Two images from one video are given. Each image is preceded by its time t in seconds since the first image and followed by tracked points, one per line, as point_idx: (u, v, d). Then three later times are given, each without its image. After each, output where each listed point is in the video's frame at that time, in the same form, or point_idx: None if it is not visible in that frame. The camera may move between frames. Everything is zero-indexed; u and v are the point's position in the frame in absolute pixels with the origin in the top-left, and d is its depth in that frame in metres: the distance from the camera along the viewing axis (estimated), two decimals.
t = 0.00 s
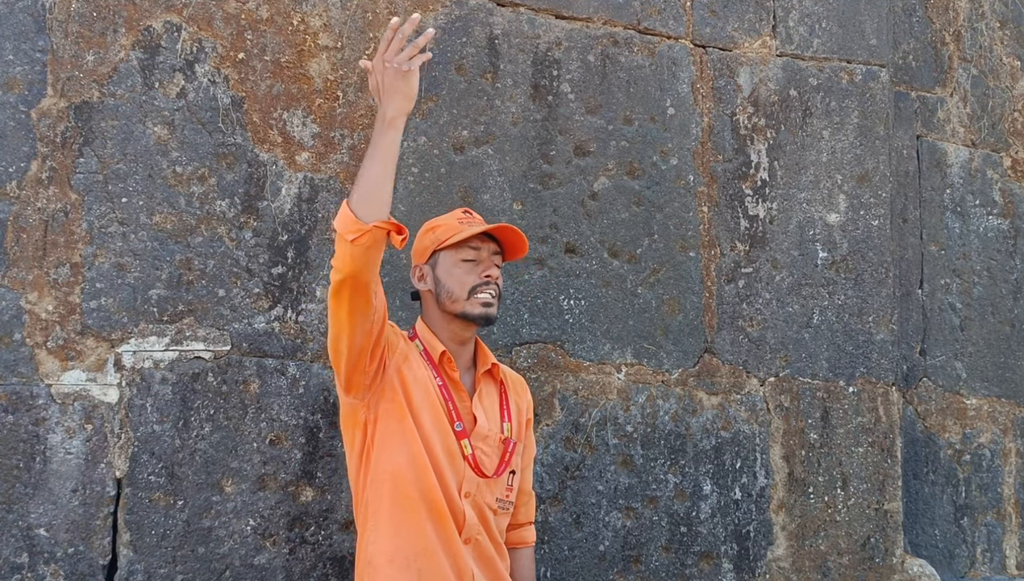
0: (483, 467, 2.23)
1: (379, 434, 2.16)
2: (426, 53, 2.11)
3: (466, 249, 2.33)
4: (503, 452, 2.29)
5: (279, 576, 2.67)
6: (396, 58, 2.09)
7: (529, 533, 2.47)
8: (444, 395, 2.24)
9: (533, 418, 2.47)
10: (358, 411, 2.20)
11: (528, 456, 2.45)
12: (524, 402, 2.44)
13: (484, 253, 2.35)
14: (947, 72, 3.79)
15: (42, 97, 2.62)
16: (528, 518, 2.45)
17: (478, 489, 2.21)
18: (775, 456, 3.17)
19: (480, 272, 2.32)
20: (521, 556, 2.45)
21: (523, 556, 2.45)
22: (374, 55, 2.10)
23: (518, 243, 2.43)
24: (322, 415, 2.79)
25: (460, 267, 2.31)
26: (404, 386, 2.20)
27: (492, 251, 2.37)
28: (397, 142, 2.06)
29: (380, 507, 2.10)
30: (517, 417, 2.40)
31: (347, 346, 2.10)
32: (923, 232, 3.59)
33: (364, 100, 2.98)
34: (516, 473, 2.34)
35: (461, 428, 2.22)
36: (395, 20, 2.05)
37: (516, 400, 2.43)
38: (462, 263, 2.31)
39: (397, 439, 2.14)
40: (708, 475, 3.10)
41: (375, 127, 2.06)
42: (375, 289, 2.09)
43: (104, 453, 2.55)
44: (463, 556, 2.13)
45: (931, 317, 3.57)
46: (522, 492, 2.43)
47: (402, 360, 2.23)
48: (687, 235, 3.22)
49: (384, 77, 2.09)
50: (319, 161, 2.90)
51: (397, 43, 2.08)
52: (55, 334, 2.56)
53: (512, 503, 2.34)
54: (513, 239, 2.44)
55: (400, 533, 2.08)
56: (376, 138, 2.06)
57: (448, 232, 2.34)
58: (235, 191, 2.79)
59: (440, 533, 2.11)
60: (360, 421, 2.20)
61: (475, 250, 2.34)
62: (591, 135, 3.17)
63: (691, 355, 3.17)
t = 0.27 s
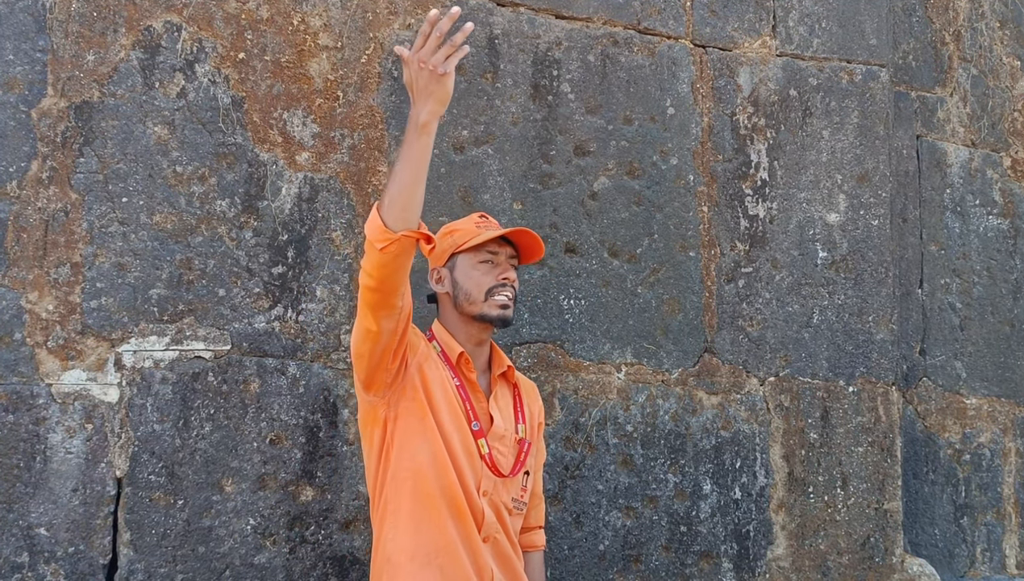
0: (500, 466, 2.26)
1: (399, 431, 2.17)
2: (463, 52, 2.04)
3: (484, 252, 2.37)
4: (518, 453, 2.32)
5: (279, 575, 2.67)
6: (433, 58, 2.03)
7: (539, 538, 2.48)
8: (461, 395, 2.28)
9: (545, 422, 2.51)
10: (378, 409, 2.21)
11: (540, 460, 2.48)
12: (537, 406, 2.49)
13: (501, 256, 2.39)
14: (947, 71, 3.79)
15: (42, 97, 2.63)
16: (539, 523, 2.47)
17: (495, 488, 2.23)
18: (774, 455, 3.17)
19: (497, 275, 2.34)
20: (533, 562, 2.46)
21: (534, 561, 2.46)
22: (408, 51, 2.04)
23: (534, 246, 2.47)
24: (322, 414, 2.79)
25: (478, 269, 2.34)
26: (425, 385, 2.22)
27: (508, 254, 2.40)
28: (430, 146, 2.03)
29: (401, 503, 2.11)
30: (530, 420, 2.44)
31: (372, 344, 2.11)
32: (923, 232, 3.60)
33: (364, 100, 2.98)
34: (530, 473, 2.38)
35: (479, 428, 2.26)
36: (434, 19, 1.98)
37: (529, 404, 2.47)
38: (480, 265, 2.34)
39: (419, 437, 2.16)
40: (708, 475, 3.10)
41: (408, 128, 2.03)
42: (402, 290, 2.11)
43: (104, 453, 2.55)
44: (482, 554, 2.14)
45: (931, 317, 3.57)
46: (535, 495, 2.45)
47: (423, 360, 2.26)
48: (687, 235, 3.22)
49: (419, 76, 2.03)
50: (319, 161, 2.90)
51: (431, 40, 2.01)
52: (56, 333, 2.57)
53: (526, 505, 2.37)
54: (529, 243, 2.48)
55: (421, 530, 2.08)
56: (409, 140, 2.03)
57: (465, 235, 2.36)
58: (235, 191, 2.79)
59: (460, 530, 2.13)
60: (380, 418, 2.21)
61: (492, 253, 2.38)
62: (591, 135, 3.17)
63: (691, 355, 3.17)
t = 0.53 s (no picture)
0: (514, 466, 2.34)
1: (418, 431, 2.25)
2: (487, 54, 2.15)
3: (497, 254, 2.44)
4: (531, 452, 2.41)
5: (278, 575, 2.67)
6: (459, 59, 2.13)
7: (549, 540, 2.55)
8: (477, 395, 2.36)
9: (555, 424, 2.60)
10: (396, 408, 2.28)
11: (551, 461, 2.56)
12: (548, 408, 2.57)
13: (514, 258, 2.46)
14: (947, 71, 3.79)
15: (41, 97, 2.63)
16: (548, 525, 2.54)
17: (509, 487, 2.31)
18: (774, 456, 3.17)
19: (510, 276, 2.42)
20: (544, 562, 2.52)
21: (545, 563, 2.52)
22: (436, 52, 2.15)
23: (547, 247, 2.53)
24: (321, 415, 2.79)
25: (492, 271, 2.42)
26: (442, 385, 2.29)
27: (520, 255, 2.48)
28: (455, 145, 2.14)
29: (419, 501, 2.19)
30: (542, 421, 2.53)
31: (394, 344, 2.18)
32: (922, 232, 3.60)
33: (364, 100, 2.98)
34: (543, 474, 2.46)
35: (495, 427, 2.34)
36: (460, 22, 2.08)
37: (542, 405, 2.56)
38: (493, 267, 2.42)
39: (436, 437, 2.23)
40: (707, 475, 3.10)
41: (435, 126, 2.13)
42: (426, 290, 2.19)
43: (104, 453, 2.55)
44: (497, 551, 2.22)
45: (930, 317, 3.57)
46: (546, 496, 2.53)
47: (441, 360, 2.34)
48: (686, 235, 3.22)
49: (446, 75, 2.13)
50: (319, 161, 2.90)
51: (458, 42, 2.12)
52: (55, 333, 2.57)
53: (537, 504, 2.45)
54: (542, 244, 2.54)
55: (439, 527, 2.16)
56: (435, 138, 2.13)
57: (478, 239, 2.45)
58: (235, 191, 2.80)
59: (476, 527, 2.21)
60: (398, 418, 2.28)
61: (505, 255, 2.45)
62: (591, 135, 3.17)
63: (691, 355, 3.17)
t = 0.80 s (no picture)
0: (523, 468, 2.34)
1: (428, 431, 2.25)
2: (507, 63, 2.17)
3: (508, 258, 2.48)
4: (539, 455, 2.42)
5: (276, 576, 2.66)
6: (479, 66, 2.15)
7: (554, 543, 2.55)
8: (487, 397, 2.37)
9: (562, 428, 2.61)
10: (406, 409, 2.28)
11: (557, 464, 2.57)
12: (554, 413, 2.59)
13: (524, 262, 2.51)
14: (946, 72, 3.79)
15: (39, 98, 2.63)
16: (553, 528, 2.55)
17: (518, 488, 2.32)
18: (772, 457, 3.17)
19: (521, 280, 2.46)
20: (551, 566, 2.53)
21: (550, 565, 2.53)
22: (456, 59, 2.16)
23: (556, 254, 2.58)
24: (319, 416, 2.79)
25: (503, 274, 2.45)
26: (453, 386, 2.30)
27: (531, 261, 2.53)
28: (473, 150, 2.14)
29: (430, 501, 2.19)
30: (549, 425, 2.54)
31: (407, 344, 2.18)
32: (920, 232, 3.59)
33: (362, 101, 2.98)
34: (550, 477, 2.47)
35: (504, 429, 2.35)
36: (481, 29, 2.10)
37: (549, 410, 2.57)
38: (504, 270, 2.46)
39: (447, 437, 2.24)
40: (706, 476, 3.10)
41: (453, 131, 2.14)
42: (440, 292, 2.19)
43: (101, 454, 2.55)
44: (506, 552, 2.22)
45: (929, 318, 3.57)
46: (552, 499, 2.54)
47: (452, 361, 2.34)
48: (685, 236, 3.22)
49: (466, 82, 2.15)
50: (317, 162, 2.90)
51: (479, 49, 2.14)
52: (52, 334, 2.56)
53: (545, 506, 2.46)
54: (551, 252, 2.60)
55: (449, 527, 2.17)
56: (453, 143, 2.13)
57: (490, 243, 2.50)
58: (232, 192, 2.79)
59: (486, 528, 2.21)
60: (408, 418, 2.28)
61: (516, 259, 2.49)
62: (589, 136, 3.17)
63: (689, 356, 3.17)
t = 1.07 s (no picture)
0: (528, 468, 2.34)
1: (433, 433, 2.25)
2: (515, 70, 2.16)
3: (511, 260, 2.48)
4: (544, 456, 2.41)
5: (273, 577, 2.66)
6: (488, 73, 2.14)
7: (559, 543, 2.55)
8: (491, 398, 2.36)
9: (567, 429, 2.60)
10: (411, 410, 2.28)
11: (563, 465, 2.56)
12: (560, 414, 2.58)
13: (528, 265, 2.50)
14: (944, 72, 3.78)
15: (36, 98, 2.62)
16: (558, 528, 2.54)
17: (523, 489, 2.31)
18: (770, 456, 3.17)
19: (524, 281, 2.45)
20: (555, 566, 2.53)
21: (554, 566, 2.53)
22: (465, 66, 2.15)
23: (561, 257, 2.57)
24: (316, 416, 2.78)
25: (506, 276, 2.45)
26: (458, 388, 2.29)
27: (534, 263, 2.52)
28: (479, 157, 2.13)
29: (435, 502, 2.18)
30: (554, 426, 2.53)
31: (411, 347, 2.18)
32: (919, 232, 3.59)
33: (359, 100, 2.98)
34: (555, 478, 2.47)
35: (508, 430, 2.34)
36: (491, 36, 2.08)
37: (554, 410, 2.56)
38: (507, 272, 2.45)
39: (452, 438, 2.23)
40: (704, 476, 3.09)
41: (460, 138, 2.13)
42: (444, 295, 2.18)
43: (98, 454, 2.55)
44: (511, 553, 2.22)
45: (927, 318, 3.56)
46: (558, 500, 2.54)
47: (456, 363, 2.33)
48: (682, 236, 3.21)
49: (474, 89, 2.14)
50: (314, 162, 2.89)
51: (487, 56, 2.13)
52: (49, 334, 2.56)
53: (550, 507, 2.45)
54: (555, 256, 2.59)
55: (454, 528, 2.16)
56: (460, 149, 2.13)
57: (495, 244, 2.49)
58: (229, 192, 2.79)
59: (490, 529, 2.20)
60: (413, 419, 2.28)
61: (519, 262, 2.49)
62: (587, 135, 3.16)
63: (687, 356, 3.16)
